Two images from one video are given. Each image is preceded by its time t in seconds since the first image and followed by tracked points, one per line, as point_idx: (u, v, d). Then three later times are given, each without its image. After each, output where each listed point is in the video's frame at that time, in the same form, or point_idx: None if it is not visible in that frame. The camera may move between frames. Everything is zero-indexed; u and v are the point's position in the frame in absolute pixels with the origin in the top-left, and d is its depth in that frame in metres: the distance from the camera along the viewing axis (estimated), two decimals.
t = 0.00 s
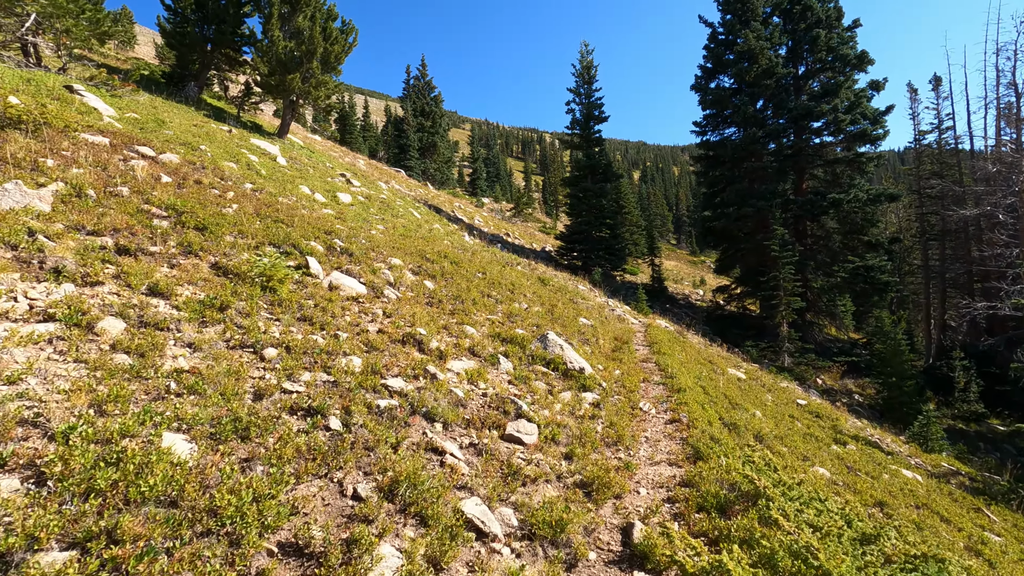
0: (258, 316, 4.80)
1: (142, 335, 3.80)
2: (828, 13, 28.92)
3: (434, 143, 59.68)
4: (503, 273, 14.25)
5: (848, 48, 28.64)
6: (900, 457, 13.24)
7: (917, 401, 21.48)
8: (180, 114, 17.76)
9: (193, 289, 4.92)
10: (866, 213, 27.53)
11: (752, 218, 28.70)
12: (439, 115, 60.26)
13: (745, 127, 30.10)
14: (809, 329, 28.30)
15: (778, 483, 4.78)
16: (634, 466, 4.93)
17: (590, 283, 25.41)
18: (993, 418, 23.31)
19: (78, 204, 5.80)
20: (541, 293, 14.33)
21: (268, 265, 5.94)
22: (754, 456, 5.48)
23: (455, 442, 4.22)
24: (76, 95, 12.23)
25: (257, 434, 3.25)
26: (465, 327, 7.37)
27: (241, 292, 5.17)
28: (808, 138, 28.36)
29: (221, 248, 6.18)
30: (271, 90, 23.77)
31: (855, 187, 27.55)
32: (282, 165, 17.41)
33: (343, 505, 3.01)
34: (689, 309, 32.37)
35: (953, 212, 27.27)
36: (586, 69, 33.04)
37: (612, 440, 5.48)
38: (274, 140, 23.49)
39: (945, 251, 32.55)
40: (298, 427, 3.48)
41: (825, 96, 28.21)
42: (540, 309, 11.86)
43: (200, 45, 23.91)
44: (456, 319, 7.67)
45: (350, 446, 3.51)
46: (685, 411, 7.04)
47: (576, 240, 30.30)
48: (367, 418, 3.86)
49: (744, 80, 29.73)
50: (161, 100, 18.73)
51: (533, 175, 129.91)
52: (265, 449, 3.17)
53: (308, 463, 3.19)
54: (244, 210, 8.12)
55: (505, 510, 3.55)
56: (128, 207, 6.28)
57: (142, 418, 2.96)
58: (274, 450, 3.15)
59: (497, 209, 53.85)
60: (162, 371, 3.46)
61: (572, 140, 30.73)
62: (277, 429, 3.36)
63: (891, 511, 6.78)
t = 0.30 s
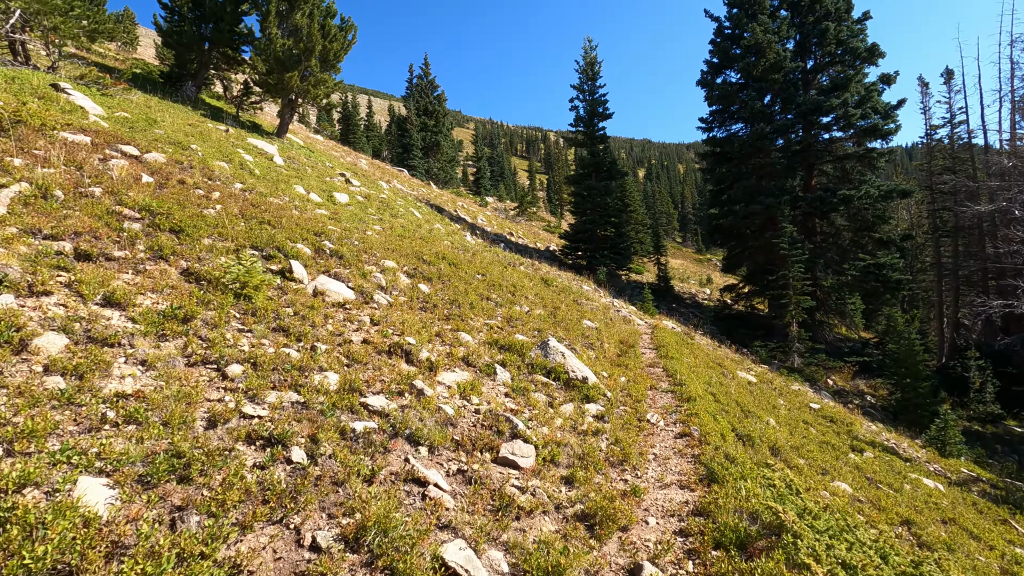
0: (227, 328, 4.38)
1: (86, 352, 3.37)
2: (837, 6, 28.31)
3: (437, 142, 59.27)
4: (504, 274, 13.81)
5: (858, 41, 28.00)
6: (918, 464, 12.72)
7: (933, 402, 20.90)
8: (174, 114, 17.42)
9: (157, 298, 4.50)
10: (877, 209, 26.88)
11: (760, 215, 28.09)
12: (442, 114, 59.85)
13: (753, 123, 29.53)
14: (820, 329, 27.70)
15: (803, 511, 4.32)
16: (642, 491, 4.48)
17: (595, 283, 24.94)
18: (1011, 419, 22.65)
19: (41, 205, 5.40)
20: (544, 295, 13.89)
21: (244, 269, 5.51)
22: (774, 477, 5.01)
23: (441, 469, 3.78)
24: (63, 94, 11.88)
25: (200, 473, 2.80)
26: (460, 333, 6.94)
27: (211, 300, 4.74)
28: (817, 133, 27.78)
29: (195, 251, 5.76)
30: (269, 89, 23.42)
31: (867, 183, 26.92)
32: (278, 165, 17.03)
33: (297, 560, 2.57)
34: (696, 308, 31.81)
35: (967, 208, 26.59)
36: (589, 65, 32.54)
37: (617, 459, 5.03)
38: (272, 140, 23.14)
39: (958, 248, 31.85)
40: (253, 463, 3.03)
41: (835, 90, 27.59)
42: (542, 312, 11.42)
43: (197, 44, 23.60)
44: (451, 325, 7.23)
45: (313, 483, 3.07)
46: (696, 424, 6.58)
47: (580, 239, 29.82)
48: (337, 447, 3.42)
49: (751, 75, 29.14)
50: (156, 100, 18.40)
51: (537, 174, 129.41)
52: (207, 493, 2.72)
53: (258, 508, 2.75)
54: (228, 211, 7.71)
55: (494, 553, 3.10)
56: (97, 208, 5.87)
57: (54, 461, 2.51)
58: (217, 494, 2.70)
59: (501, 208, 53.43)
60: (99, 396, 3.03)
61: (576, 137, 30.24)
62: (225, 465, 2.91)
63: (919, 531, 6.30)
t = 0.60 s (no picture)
0: (185, 337, 3.95)
1: (9, 367, 2.95)
2: None
3: (442, 141, 58.90)
4: (506, 275, 13.38)
5: (869, 35, 27.34)
6: (937, 472, 12.17)
7: (949, 406, 20.28)
8: (170, 112, 17.10)
9: (111, 303, 4.08)
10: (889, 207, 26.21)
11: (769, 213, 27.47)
12: (446, 113, 59.43)
13: (761, 119, 28.92)
14: (831, 329, 27.08)
15: (831, 544, 3.85)
16: (648, 518, 4.03)
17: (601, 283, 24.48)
18: None
19: None
20: (546, 296, 13.44)
21: (216, 271, 5.10)
22: (796, 501, 4.53)
23: (420, 498, 3.35)
24: (50, 90, 11.55)
25: (116, 519, 2.36)
26: (454, 339, 6.50)
27: (172, 306, 4.32)
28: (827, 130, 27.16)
29: (165, 252, 5.35)
30: (269, 87, 23.09)
31: (879, 180, 26.27)
32: (275, 163, 16.67)
33: None
34: (704, 308, 31.23)
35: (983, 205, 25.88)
36: (594, 61, 32.02)
37: (621, 480, 4.57)
38: (271, 139, 22.80)
39: (973, 246, 31.10)
40: (187, 502, 2.60)
41: (846, 85, 26.95)
42: (544, 314, 10.97)
43: (196, 42, 23.30)
44: (444, 330, 6.79)
45: (259, 525, 2.64)
46: (707, 436, 6.11)
47: (585, 238, 29.34)
48: (295, 479, 2.99)
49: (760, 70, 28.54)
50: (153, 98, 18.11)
51: (543, 174, 128.89)
52: (121, 545, 2.28)
53: (182, 563, 2.31)
54: (210, 210, 7.31)
55: None
56: (61, 205, 5.48)
57: None
58: (131, 547, 2.26)
59: (505, 208, 52.98)
60: (10, 422, 2.60)
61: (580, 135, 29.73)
62: (151, 507, 2.48)
63: (949, 554, 5.81)
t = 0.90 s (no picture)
0: (145, 345, 3.55)
1: None
2: None
3: (444, 140, 58.51)
4: (507, 275, 12.98)
5: (878, 30, 26.84)
6: (955, 480, 11.72)
7: (962, 410, 19.79)
8: (164, 108, 16.76)
9: (67, 305, 3.69)
10: (898, 206, 25.72)
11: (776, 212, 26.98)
12: (449, 112, 59.04)
13: (767, 116, 28.45)
14: (839, 331, 26.60)
15: None
16: (662, 546, 3.63)
17: (604, 283, 24.07)
18: None
19: None
20: (549, 297, 13.03)
21: (190, 269, 4.68)
22: (825, 526, 4.12)
23: (404, 531, 2.96)
24: (36, 83, 11.18)
25: (22, 575, 1.95)
26: (449, 343, 6.11)
27: (134, 309, 3.91)
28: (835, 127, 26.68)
29: (137, 250, 4.95)
30: (267, 84, 22.71)
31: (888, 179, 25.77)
32: (271, 161, 16.30)
33: None
34: (708, 309, 30.79)
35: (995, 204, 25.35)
36: (598, 58, 31.57)
37: (630, 500, 4.16)
38: (269, 137, 22.43)
39: (983, 246, 30.56)
40: (116, 549, 2.21)
41: (854, 82, 26.48)
42: (547, 316, 10.56)
43: (193, 38, 22.93)
44: (439, 333, 6.38)
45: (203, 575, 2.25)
46: (721, 448, 5.69)
47: (588, 238, 28.92)
48: (252, 515, 2.60)
49: (766, 67, 28.07)
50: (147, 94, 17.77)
51: (545, 174, 128.43)
52: None
53: None
54: (193, 206, 6.92)
55: None
56: (26, 199, 5.09)
57: None
58: None
59: (508, 207, 52.59)
60: None
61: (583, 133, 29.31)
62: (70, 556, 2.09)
63: None
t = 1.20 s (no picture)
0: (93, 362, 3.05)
1: None
2: None
3: (445, 138, 57.93)
4: (511, 275, 12.49)
5: (889, 23, 26.21)
6: (979, 489, 11.19)
7: (978, 412, 19.23)
8: (157, 103, 16.28)
9: (6, 314, 3.19)
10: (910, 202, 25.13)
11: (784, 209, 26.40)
12: (450, 109, 58.45)
13: (775, 111, 27.87)
14: (848, 330, 26.05)
15: None
16: None
17: (608, 282, 23.55)
18: None
19: None
20: (554, 297, 12.51)
21: (158, 271, 4.18)
22: (878, 565, 3.61)
23: None
24: (18, 75, 10.70)
25: None
26: (450, 351, 5.60)
27: (86, 319, 3.41)
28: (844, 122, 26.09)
29: (101, 250, 4.45)
30: (264, 79, 22.20)
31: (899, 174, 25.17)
32: (266, 157, 15.80)
33: None
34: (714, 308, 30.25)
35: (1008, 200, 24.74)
36: (601, 53, 30.99)
37: (656, 535, 3.66)
38: (266, 133, 21.93)
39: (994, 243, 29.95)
40: None
41: (864, 75, 25.85)
42: (552, 318, 10.03)
43: (188, 32, 22.43)
44: (439, 340, 5.87)
45: None
46: (748, 468, 5.19)
47: (592, 236, 28.38)
48: None
49: (774, 61, 27.46)
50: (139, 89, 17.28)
51: (547, 171, 127.78)
52: None
53: None
54: (174, 202, 6.42)
55: None
56: None
57: None
58: None
59: (509, 205, 52.09)
60: None
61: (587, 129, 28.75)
62: None
63: None
